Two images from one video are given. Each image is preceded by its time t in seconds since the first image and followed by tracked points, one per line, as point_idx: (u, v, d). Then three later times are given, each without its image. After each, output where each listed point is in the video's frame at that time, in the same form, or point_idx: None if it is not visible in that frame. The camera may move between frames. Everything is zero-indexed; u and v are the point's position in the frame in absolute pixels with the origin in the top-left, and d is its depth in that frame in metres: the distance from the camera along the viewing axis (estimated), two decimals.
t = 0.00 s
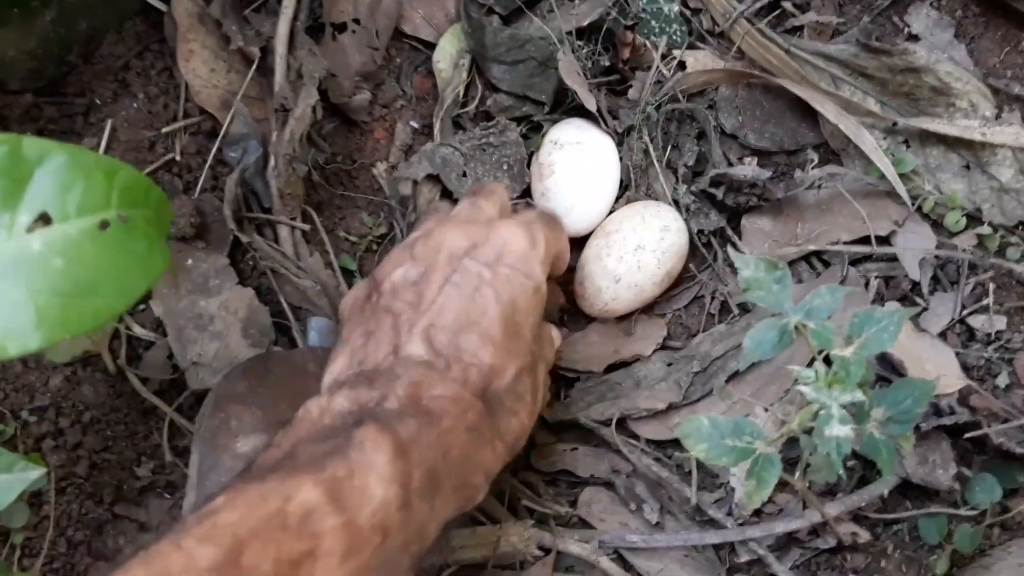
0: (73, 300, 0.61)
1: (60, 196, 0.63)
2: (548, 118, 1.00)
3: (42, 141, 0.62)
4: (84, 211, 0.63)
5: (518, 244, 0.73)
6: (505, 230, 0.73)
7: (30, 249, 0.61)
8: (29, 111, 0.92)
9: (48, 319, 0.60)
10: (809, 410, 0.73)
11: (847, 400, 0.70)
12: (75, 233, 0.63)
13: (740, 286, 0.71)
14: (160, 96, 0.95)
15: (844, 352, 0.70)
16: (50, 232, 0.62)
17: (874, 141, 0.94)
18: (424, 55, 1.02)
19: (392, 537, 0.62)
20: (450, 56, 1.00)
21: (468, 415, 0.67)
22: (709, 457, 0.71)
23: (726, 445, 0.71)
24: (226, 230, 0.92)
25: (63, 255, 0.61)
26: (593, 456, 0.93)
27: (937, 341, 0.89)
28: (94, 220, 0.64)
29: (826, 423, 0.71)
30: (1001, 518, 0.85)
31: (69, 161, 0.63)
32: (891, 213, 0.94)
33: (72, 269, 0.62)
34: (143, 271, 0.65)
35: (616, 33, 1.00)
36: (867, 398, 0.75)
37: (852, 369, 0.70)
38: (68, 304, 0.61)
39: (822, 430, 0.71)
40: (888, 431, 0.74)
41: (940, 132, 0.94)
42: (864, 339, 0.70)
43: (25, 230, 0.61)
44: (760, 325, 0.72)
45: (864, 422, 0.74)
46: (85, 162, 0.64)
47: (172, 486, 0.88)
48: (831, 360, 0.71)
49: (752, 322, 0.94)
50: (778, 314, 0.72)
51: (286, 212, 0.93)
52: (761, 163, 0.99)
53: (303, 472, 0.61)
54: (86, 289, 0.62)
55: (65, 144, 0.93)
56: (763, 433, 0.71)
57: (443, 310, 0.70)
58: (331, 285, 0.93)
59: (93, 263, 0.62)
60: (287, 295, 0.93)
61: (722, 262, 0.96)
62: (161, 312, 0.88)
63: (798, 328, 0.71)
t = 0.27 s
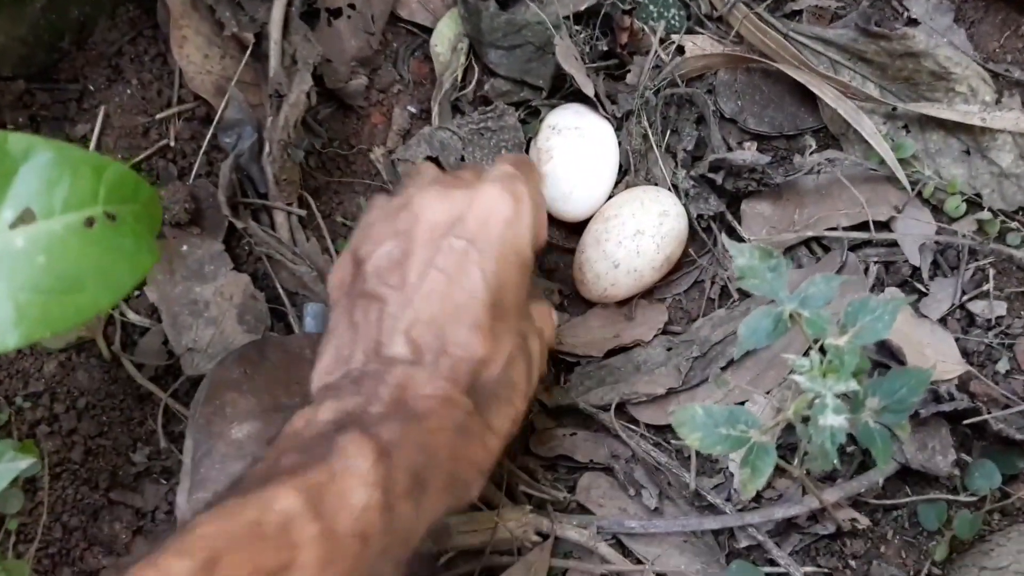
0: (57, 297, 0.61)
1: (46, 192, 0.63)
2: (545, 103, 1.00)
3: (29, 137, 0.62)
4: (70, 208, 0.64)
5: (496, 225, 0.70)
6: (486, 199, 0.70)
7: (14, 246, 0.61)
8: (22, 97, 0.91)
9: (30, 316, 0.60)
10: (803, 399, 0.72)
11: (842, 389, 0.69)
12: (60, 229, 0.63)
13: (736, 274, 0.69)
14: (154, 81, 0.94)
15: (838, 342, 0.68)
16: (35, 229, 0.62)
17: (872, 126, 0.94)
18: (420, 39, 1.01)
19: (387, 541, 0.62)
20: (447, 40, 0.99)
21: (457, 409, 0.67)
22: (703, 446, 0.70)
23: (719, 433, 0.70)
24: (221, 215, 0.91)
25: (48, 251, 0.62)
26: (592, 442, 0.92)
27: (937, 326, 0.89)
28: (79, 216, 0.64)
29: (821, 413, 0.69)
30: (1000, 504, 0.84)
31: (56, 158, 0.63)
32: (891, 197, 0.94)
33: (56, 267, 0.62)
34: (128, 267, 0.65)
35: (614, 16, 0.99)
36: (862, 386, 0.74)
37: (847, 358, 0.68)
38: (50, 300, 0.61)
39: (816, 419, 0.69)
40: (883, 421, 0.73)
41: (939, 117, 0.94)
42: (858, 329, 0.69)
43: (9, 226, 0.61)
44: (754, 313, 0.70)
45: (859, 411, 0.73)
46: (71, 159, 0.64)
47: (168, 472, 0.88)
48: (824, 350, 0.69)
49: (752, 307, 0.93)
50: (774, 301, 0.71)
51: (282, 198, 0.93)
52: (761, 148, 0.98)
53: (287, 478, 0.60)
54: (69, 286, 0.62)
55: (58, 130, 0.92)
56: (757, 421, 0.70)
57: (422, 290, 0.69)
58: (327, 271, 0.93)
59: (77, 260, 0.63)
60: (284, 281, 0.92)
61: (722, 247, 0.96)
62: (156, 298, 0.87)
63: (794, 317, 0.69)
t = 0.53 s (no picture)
0: (55, 285, 0.60)
1: (42, 179, 0.61)
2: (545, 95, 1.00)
3: (24, 124, 0.61)
4: (66, 196, 0.62)
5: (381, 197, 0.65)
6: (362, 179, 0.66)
7: (11, 234, 0.59)
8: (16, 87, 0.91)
9: (29, 304, 0.58)
10: (801, 390, 0.71)
11: (839, 379, 0.68)
12: (57, 217, 0.62)
13: (734, 264, 0.68)
14: (150, 71, 0.94)
15: (836, 331, 0.68)
16: (32, 217, 0.60)
17: (872, 117, 0.93)
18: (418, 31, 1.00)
19: (315, 548, 0.57)
20: (445, 31, 0.98)
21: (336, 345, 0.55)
22: (701, 437, 0.70)
23: (717, 424, 0.69)
24: (217, 206, 0.91)
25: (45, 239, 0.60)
26: (589, 434, 0.92)
27: (935, 319, 0.88)
28: (76, 205, 0.63)
29: (818, 403, 0.69)
30: (999, 497, 0.84)
31: (52, 144, 0.62)
32: (890, 189, 0.93)
33: (54, 254, 0.60)
34: (126, 256, 0.63)
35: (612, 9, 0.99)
36: (860, 376, 0.74)
37: (845, 349, 0.68)
38: (49, 288, 0.59)
39: (815, 410, 0.69)
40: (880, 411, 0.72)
41: (938, 109, 0.93)
42: (856, 318, 0.68)
43: (5, 214, 0.60)
44: (752, 304, 0.69)
45: (856, 401, 0.73)
46: (69, 147, 0.62)
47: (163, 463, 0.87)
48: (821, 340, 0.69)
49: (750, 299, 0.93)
50: (772, 292, 0.70)
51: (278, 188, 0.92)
52: (759, 140, 0.98)
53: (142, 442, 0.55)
54: (68, 274, 0.60)
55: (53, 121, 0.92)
56: (754, 411, 0.70)
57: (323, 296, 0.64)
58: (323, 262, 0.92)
59: (76, 248, 0.61)
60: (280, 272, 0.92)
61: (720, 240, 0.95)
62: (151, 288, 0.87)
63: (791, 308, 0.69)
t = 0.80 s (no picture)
0: (50, 274, 0.57)
1: (35, 169, 0.59)
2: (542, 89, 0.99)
3: (17, 113, 0.59)
4: (60, 186, 0.60)
5: (298, 204, 0.71)
6: (274, 189, 0.69)
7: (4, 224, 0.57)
8: (8, 79, 0.90)
9: (20, 294, 0.55)
10: (797, 385, 0.70)
11: (837, 372, 0.68)
12: (51, 207, 0.59)
13: (731, 258, 0.68)
14: (145, 64, 0.93)
15: (834, 325, 0.67)
16: (24, 206, 0.58)
17: (871, 112, 0.92)
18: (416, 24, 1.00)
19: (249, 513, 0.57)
20: (441, 23, 0.97)
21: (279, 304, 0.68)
22: (698, 433, 0.69)
23: (715, 418, 0.69)
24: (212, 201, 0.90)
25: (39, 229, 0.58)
26: (587, 430, 0.92)
27: (934, 315, 0.88)
28: (71, 194, 0.60)
29: (815, 397, 0.68)
30: (998, 493, 0.83)
31: (46, 133, 0.60)
32: (888, 184, 0.93)
33: (47, 243, 0.58)
34: (121, 247, 0.61)
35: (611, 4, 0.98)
36: (858, 371, 0.73)
37: (844, 342, 0.67)
38: (42, 278, 0.57)
39: (812, 404, 0.69)
40: (878, 406, 0.72)
41: (937, 103, 0.93)
42: (853, 312, 0.68)
43: None
44: (750, 298, 0.69)
45: (855, 396, 0.72)
46: (63, 135, 0.61)
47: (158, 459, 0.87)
48: (819, 333, 0.68)
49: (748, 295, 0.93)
50: (769, 287, 0.69)
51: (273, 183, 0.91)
52: (757, 135, 0.97)
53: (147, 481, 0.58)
54: (62, 265, 0.58)
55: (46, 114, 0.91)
56: (752, 405, 0.70)
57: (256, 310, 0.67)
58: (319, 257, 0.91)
59: (70, 238, 0.59)
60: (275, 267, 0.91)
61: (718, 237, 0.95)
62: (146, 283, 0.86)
63: (787, 302, 0.68)
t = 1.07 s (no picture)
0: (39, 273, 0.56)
1: (26, 165, 0.58)
2: (539, 87, 0.99)
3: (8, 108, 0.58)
4: (51, 182, 0.59)
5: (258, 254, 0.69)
6: (235, 243, 0.68)
7: None
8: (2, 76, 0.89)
9: (8, 293, 0.55)
10: (796, 383, 0.69)
11: (834, 371, 0.68)
12: (42, 204, 0.58)
13: (728, 257, 0.67)
14: (140, 60, 0.92)
15: (832, 324, 0.67)
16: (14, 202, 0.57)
17: (869, 109, 0.91)
18: (412, 20, 0.99)
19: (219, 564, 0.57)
20: (437, 20, 0.97)
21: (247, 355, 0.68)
22: (696, 432, 0.69)
23: (712, 417, 0.69)
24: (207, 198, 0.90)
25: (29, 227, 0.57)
26: (584, 429, 0.91)
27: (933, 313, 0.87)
28: (63, 191, 0.59)
29: (813, 396, 0.68)
30: (996, 493, 0.83)
31: (37, 129, 0.59)
32: (887, 182, 0.92)
33: (37, 242, 0.57)
34: (114, 245, 0.61)
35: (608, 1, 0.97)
36: (855, 369, 0.73)
37: (840, 339, 0.67)
38: (32, 277, 0.56)
39: (809, 403, 0.68)
40: (876, 405, 0.72)
41: (936, 101, 0.93)
42: (851, 311, 0.67)
43: None
44: (747, 297, 0.68)
45: (852, 395, 0.72)
46: (54, 132, 0.59)
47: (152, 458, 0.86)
48: (816, 332, 0.68)
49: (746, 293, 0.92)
50: (767, 285, 0.69)
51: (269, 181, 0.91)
52: (755, 133, 0.97)
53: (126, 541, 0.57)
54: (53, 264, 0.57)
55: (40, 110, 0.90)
56: (749, 404, 0.69)
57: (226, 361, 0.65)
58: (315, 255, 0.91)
59: (61, 237, 0.58)
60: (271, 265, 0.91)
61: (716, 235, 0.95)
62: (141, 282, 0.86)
63: (785, 300, 0.68)
